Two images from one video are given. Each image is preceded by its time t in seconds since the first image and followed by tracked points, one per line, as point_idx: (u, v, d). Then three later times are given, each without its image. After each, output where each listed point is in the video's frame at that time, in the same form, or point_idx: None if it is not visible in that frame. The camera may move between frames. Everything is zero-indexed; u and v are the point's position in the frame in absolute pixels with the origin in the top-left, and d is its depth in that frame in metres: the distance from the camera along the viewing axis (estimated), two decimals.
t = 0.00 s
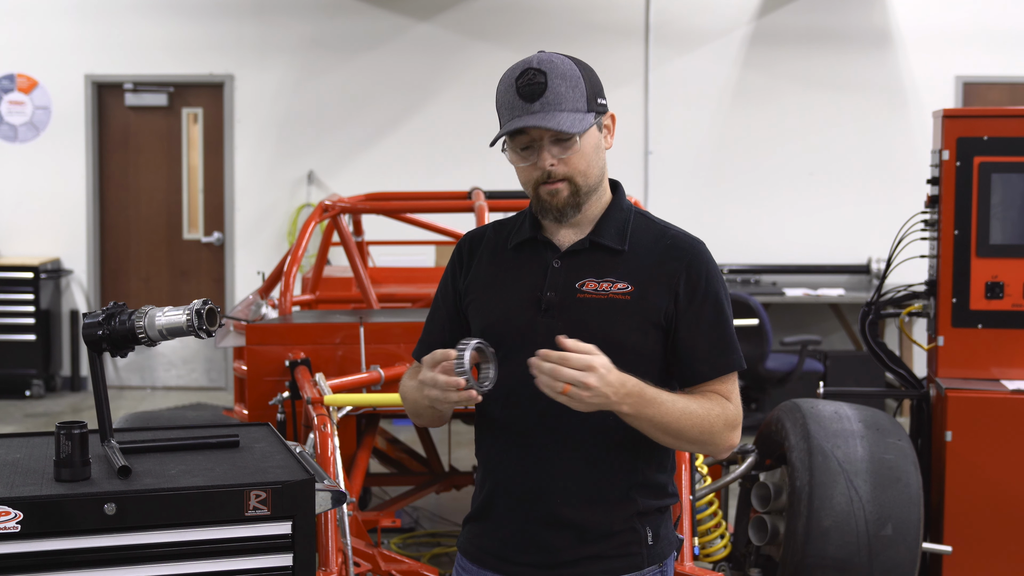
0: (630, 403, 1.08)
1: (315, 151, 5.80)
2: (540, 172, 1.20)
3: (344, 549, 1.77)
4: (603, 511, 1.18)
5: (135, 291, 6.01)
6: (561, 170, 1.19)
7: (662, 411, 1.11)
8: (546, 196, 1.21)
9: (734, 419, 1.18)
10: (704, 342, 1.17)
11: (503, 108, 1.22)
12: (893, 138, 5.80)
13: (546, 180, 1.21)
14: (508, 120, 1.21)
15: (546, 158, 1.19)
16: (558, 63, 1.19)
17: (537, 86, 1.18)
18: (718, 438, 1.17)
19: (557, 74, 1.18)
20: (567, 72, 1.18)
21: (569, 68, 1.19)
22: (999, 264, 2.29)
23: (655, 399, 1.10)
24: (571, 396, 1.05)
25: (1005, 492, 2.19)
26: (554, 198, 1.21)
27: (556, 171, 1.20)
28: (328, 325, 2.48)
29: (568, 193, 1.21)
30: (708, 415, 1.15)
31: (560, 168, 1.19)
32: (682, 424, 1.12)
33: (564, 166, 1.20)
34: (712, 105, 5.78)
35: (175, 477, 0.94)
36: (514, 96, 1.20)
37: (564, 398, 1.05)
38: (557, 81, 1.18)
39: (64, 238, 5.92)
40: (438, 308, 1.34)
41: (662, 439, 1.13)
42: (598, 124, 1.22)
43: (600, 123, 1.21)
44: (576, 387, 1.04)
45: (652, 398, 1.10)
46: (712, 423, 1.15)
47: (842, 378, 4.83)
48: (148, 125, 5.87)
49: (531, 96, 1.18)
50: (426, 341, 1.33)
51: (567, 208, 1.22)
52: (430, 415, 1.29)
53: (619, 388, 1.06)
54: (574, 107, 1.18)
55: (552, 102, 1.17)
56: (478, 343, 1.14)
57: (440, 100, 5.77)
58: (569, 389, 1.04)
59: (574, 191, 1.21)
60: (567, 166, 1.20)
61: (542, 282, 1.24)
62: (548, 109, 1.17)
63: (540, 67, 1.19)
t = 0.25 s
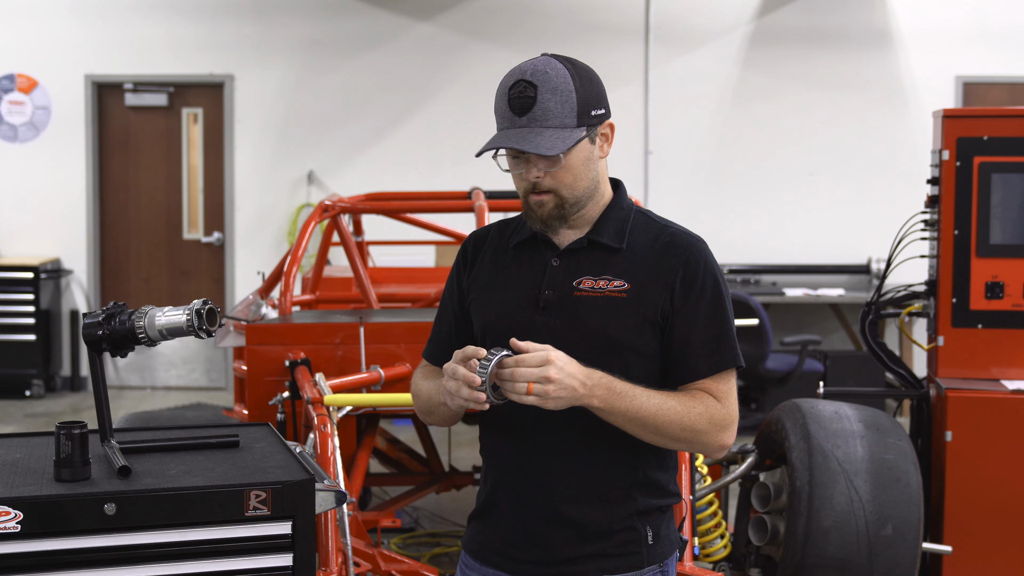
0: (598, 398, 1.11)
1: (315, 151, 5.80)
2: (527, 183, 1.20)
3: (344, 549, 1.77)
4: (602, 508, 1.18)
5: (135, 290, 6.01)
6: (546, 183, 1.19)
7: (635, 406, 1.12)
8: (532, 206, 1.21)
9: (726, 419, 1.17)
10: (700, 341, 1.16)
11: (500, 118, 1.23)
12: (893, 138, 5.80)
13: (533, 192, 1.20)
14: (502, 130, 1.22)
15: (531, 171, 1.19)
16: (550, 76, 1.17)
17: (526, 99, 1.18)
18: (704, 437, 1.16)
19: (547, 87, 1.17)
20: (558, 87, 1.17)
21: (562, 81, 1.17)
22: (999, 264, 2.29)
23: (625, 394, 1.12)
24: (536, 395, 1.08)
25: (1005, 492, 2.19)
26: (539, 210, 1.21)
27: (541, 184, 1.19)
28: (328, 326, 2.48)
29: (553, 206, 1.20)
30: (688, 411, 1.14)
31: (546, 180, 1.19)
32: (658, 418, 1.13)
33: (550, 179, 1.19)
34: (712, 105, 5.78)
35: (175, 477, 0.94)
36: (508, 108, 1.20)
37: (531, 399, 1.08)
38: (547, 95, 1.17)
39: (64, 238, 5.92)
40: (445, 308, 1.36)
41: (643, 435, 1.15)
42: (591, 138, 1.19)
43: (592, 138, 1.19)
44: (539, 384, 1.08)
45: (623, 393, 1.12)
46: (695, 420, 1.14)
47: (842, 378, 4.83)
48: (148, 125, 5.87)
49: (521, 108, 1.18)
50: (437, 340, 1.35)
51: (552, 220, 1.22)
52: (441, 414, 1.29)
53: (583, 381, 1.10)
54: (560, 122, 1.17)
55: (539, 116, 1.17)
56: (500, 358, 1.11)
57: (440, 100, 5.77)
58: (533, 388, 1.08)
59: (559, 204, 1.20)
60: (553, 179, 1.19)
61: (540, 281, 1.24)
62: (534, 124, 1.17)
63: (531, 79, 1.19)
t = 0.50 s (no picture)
0: (579, 414, 1.12)
1: (315, 151, 5.80)
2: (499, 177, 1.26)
3: (344, 549, 1.77)
4: (594, 508, 1.20)
5: (135, 290, 6.01)
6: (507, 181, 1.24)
7: (618, 420, 1.13)
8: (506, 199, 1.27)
9: (715, 432, 1.15)
10: (692, 349, 1.16)
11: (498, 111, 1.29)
12: (893, 138, 5.80)
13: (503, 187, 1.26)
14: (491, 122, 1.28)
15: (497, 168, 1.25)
16: (525, 80, 1.20)
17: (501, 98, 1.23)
18: (692, 449, 1.15)
19: (520, 90, 1.20)
20: (525, 92, 1.19)
21: (534, 88, 1.19)
22: (999, 264, 2.29)
23: (607, 409, 1.13)
24: (518, 416, 1.10)
25: (1006, 490, 2.19)
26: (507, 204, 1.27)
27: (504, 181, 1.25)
28: (328, 326, 2.48)
29: (515, 203, 1.25)
30: (673, 425, 1.14)
31: (506, 179, 1.24)
32: (641, 432, 1.14)
33: (511, 179, 1.24)
34: (712, 105, 5.78)
35: (175, 477, 0.94)
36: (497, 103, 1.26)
37: (513, 420, 1.10)
38: (515, 98, 1.21)
39: (64, 238, 5.92)
40: (458, 301, 1.40)
41: (629, 446, 1.15)
42: (554, 149, 1.20)
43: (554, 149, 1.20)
44: (519, 405, 1.09)
45: (603, 408, 1.13)
46: (681, 433, 1.14)
47: (842, 378, 4.83)
48: (148, 125, 5.87)
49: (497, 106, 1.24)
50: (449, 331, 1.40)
51: (515, 219, 1.26)
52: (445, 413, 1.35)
53: (563, 399, 1.11)
54: (520, 128, 1.20)
55: (504, 116, 1.22)
56: (483, 383, 1.10)
57: (440, 100, 5.77)
58: (514, 410, 1.10)
59: (519, 202, 1.25)
60: (512, 179, 1.23)
61: (539, 283, 1.26)
62: (498, 122, 1.22)
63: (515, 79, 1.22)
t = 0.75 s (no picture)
0: (543, 410, 1.12)
1: (315, 151, 5.80)
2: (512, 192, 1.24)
3: (344, 549, 1.77)
4: (574, 504, 1.21)
5: (135, 290, 6.01)
6: (527, 192, 1.22)
7: (584, 419, 1.13)
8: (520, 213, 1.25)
9: (683, 437, 1.14)
10: (671, 355, 1.15)
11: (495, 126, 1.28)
12: (893, 138, 5.80)
13: (519, 200, 1.24)
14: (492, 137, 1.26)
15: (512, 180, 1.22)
16: (535, 88, 1.19)
17: (511, 110, 1.21)
18: (660, 452, 1.14)
19: (530, 99, 1.20)
20: (539, 99, 1.19)
21: (546, 94, 1.19)
22: (999, 264, 2.29)
23: (574, 407, 1.13)
24: (478, 408, 1.11)
25: (1006, 490, 2.19)
26: (525, 218, 1.24)
27: (523, 193, 1.22)
28: (328, 326, 2.48)
29: (536, 214, 1.23)
30: (639, 427, 1.13)
31: (526, 189, 1.22)
32: (607, 432, 1.13)
33: (531, 189, 1.22)
34: (712, 105, 5.78)
35: (176, 477, 0.94)
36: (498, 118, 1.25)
37: (474, 412, 1.11)
38: (528, 108, 1.20)
39: (64, 238, 5.91)
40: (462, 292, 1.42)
41: (598, 447, 1.15)
42: (573, 152, 1.20)
43: (573, 151, 1.20)
44: (480, 398, 1.11)
45: (572, 406, 1.13)
46: (647, 436, 1.13)
47: (842, 379, 4.83)
48: (148, 125, 5.87)
49: (507, 120, 1.22)
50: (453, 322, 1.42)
51: (536, 229, 1.24)
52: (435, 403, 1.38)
53: (528, 394, 1.11)
54: (540, 135, 1.19)
55: (518, 127, 1.20)
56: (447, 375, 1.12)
57: (440, 100, 5.77)
58: (475, 401, 1.11)
59: (540, 213, 1.23)
60: (533, 189, 1.21)
61: (532, 283, 1.28)
62: (513, 135, 1.20)
63: (519, 90, 1.21)
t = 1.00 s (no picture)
0: (535, 411, 1.12)
1: (315, 151, 5.81)
2: (508, 195, 1.23)
3: (344, 549, 1.77)
4: (557, 499, 1.22)
5: (135, 291, 6.01)
6: (526, 194, 1.21)
7: (575, 419, 1.13)
8: (514, 215, 1.24)
9: (671, 432, 1.16)
10: (656, 351, 1.17)
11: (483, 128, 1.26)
12: (893, 137, 5.80)
13: (514, 203, 1.23)
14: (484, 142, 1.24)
15: (509, 184, 1.22)
16: (531, 92, 1.19)
17: (509, 115, 1.20)
18: (648, 448, 1.16)
19: (527, 103, 1.19)
20: (537, 102, 1.19)
21: (542, 97, 1.19)
22: (999, 264, 2.29)
23: (566, 408, 1.13)
24: (468, 414, 1.10)
25: (1006, 490, 2.19)
26: (520, 220, 1.23)
27: (521, 195, 1.22)
28: (328, 325, 2.48)
29: (533, 215, 1.23)
30: (632, 424, 1.15)
31: (524, 192, 1.21)
32: (598, 430, 1.14)
33: (529, 192, 1.21)
34: (712, 105, 5.78)
35: (175, 477, 0.94)
36: (490, 120, 1.23)
37: (465, 418, 1.11)
38: (526, 111, 1.19)
39: (64, 238, 5.91)
40: (439, 289, 1.42)
41: (587, 443, 1.16)
42: (571, 152, 1.21)
43: (571, 151, 1.21)
44: (470, 406, 1.10)
45: (563, 407, 1.13)
46: (639, 433, 1.15)
47: (842, 379, 4.83)
48: (148, 125, 5.87)
49: (503, 124, 1.21)
50: (429, 319, 1.42)
51: (532, 232, 1.24)
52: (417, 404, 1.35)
53: (519, 398, 1.10)
54: (540, 138, 1.19)
55: (518, 131, 1.20)
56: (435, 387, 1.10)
57: (440, 100, 5.77)
58: (465, 410, 1.10)
59: (538, 214, 1.23)
60: (532, 191, 1.21)
61: (515, 281, 1.28)
62: (514, 139, 1.20)
63: (515, 95, 1.20)
